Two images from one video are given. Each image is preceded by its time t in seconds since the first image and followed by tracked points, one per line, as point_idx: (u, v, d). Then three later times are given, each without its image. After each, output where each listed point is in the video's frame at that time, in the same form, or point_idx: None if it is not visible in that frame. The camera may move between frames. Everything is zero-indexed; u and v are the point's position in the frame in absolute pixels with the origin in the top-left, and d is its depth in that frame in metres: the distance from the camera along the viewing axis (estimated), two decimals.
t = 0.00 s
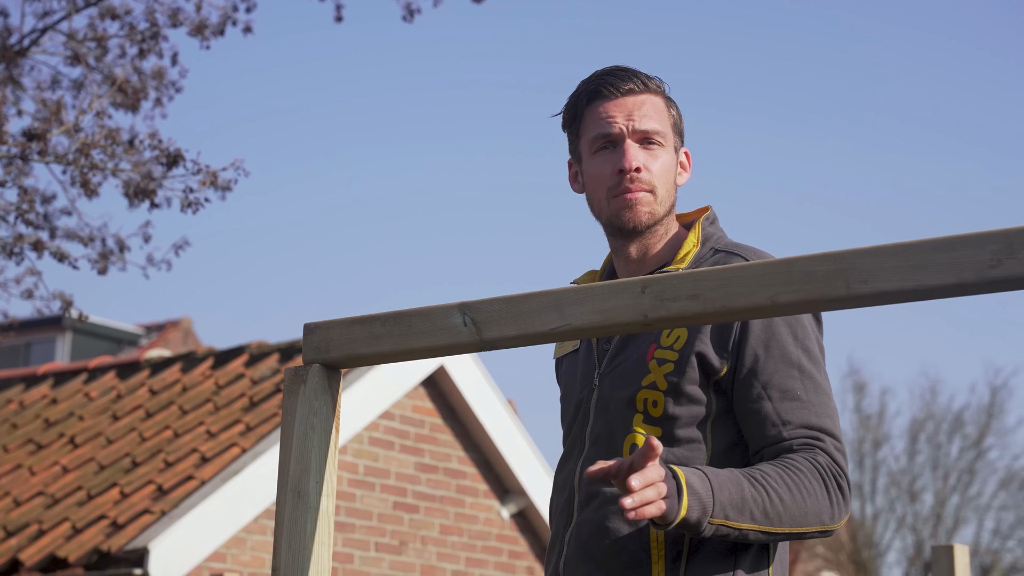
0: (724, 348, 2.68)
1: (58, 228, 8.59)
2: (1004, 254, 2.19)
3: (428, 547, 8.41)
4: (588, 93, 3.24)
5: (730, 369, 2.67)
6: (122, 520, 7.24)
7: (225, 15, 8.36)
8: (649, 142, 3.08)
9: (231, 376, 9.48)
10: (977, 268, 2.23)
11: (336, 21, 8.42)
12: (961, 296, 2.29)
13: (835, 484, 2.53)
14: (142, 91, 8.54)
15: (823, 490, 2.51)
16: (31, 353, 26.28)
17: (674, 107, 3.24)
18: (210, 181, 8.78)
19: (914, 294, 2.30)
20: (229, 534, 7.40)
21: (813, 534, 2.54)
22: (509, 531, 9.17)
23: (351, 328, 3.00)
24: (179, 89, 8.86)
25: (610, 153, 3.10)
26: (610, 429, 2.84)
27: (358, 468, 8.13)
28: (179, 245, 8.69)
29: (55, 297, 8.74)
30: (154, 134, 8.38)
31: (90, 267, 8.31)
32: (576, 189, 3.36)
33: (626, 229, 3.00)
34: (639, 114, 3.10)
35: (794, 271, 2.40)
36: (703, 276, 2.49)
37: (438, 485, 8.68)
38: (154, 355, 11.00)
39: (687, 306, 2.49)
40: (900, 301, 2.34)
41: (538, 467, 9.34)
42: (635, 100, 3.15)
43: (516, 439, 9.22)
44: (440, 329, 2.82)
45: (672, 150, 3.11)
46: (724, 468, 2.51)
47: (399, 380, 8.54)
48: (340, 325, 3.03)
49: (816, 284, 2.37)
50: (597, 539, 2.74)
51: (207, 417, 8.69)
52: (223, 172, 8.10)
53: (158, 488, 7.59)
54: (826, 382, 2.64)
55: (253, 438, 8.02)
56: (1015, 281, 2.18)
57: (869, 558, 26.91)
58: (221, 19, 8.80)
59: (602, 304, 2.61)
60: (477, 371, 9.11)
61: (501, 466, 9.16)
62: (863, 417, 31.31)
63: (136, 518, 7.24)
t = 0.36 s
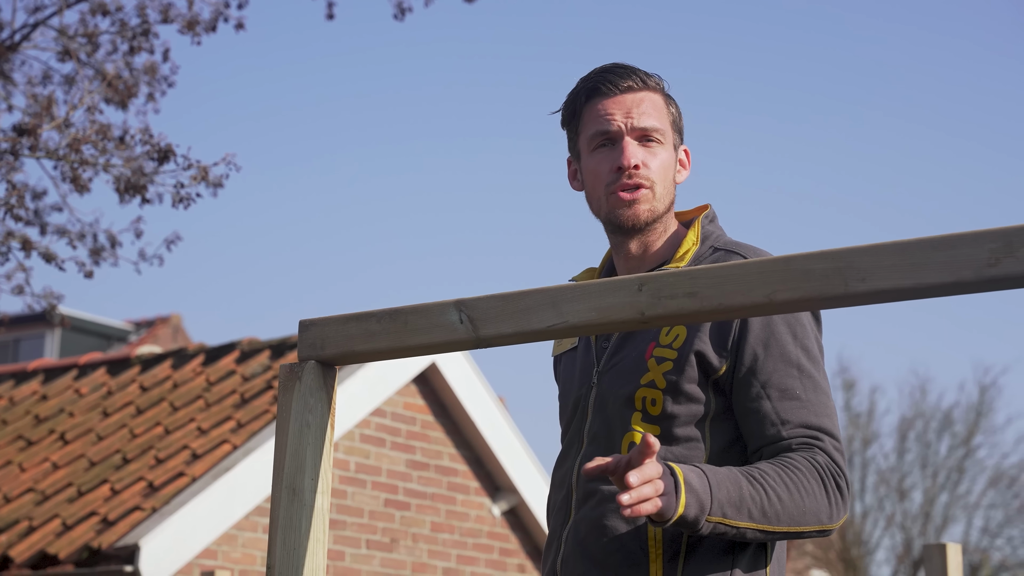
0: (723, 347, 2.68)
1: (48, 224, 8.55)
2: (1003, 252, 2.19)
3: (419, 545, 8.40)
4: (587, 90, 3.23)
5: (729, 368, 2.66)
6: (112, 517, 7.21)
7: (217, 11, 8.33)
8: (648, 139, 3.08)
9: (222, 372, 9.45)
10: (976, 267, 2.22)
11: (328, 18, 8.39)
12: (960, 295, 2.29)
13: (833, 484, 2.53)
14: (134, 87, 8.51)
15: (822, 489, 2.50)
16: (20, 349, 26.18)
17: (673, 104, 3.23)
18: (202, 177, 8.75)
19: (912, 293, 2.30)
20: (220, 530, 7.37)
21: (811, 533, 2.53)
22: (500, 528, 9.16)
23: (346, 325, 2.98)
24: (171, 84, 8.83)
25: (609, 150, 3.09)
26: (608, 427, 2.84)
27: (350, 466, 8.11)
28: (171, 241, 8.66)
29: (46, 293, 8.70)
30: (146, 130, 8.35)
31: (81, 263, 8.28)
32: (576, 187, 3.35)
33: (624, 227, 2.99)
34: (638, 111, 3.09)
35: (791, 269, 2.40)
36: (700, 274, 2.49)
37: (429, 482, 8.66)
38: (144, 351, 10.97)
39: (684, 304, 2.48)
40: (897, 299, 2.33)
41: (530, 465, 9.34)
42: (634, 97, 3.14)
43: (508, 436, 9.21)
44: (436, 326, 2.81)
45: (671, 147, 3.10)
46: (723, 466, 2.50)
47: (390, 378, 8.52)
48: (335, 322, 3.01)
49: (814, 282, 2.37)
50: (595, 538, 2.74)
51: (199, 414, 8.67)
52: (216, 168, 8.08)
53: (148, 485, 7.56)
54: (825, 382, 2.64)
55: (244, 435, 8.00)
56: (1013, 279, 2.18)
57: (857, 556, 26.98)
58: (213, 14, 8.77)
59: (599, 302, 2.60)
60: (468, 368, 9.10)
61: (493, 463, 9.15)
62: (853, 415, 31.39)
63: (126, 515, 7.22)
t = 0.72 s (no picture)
0: (730, 345, 2.67)
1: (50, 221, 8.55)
2: (1012, 250, 2.18)
3: (421, 543, 8.39)
4: (586, 90, 3.22)
5: (736, 366, 2.65)
6: (114, 515, 7.21)
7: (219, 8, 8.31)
8: (649, 134, 3.07)
9: (223, 370, 9.45)
10: (985, 264, 2.21)
11: (329, 15, 8.37)
12: (968, 293, 2.28)
13: (840, 484, 2.52)
14: (135, 84, 8.50)
15: (828, 490, 2.49)
16: (19, 347, 26.19)
17: (673, 102, 3.22)
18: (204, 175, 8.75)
19: (920, 290, 2.29)
20: (221, 528, 7.37)
21: (817, 533, 2.52)
22: (501, 526, 9.16)
23: (352, 323, 2.98)
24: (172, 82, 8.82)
25: (611, 147, 3.09)
26: (614, 425, 2.83)
27: (352, 464, 8.10)
28: (173, 239, 8.65)
29: (47, 291, 8.70)
30: (148, 128, 8.34)
31: (83, 261, 8.28)
32: (580, 189, 3.34)
33: (629, 222, 2.98)
34: (638, 106, 3.09)
35: (798, 266, 2.39)
36: (707, 272, 2.48)
37: (430, 480, 8.66)
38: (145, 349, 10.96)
39: (691, 302, 2.47)
40: (905, 297, 2.32)
41: (531, 463, 9.34)
42: (634, 93, 3.13)
43: (508, 434, 9.21)
44: (442, 324, 2.80)
45: (673, 142, 3.09)
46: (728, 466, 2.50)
47: (390, 378, 8.51)
48: (340, 320, 3.01)
49: (821, 280, 2.36)
50: (601, 536, 2.73)
51: (200, 412, 8.66)
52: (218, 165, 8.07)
53: (150, 483, 7.56)
54: (833, 381, 2.63)
55: (246, 433, 8.00)
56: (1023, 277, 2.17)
57: (858, 554, 26.96)
58: (215, 12, 8.76)
59: (606, 300, 2.59)
60: (469, 367, 9.10)
61: (494, 461, 9.14)
62: (853, 414, 31.38)
63: (128, 513, 7.22)
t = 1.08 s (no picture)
0: (724, 337, 2.67)
1: (45, 218, 8.53)
2: (1011, 245, 2.17)
3: (417, 540, 8.39)
4: (580, 84, 3.23)
5: (730, 358, 2.65)
6: (110, 512, 7.21)
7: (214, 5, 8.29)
8: (644, 125, 3.07)
9: (219, 367, 9.44)
10: (984, 260, 2.21)
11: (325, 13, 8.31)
12: (967, 288, 2.28)
13: (833, 473, 2.52)
14: (130, 81, 8.48)
15: (821, 477, 2.49)
16: (14, 344, 26.13)
17: (668, 98, 3.22)
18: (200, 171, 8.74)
19: (919, 286, 2.29)
20: (217, 526, 7.36)
21: (809, 521, 2.52)
22: (498, 523, 9.15)
23: (350, 319, 2.97)
24: (167, 79, 8.80)
25: (606, 139, 3.09)
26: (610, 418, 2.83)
27: (348, 461, 8.10)
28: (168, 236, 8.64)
29: (43, 288, 8.69)
30: (143, 124, 8.32)
31: (78, 258, 8.27)
32: (576, 186, 3.34)
33: (624, 214, 2.97)
34: (632, 97, 3.09)
35: (797, 262, 2.39)
36: (706, 267, 2.48)
37: (426, 477, 8.67)
38: (140, 346, 10.94)
39: (690, 297, 2.47)
40: (905, 293, 2.32)
41: (527, 459, 9.33)
42: (628, 85, 3.14)
43: (505, 431, 9.21)
44: (440, 319, 2.80)
45: (667, 134, 3.09)
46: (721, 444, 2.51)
47: (387, 373, 8.51)
48: (339, 316, 3.00)
49: (820, 275, 2.36)
50: (598, 531, 2.73)
51: (196, 408, 8.65)
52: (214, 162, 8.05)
53: (146, 480, 7.55)
54: (827, 373, 2.63)
55: (242, 430, 7.99)
56: (1021, 273, 2.17)
57: (852, 551, 27.01)
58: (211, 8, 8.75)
59: (604, 295, 2.59)
60: (466, 363, 9.10)
61: (491, 457, 9.14)
62: (848, 410, 31.43)
63: (124, 510, 7.21)
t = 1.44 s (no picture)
0: (723, 333, 2.66)
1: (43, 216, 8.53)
2: (1016, 245, 2.17)
3: (415, 539, 8.39)
4: (570, 93, 3.22)
5: (728, 355, 2.65)
6: (108, 510, 7.20)
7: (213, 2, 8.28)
8: (637, 132, 3.07)
9: (217, 366, 9.42)
10: (989, 259, 2.21)
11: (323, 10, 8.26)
12: (971, 288, 2.27)
13: (829, 469, 2.52)
14: (129, 78, 8.47)
15: (817, 473, 2.49)
16: (9, 343, 26.10)
17: (658, 98, 3.22)
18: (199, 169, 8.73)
19: (923, 285, 2.28)
20: (215, 525, 7.35)
21: (806, 517, 2.52)
22: (495, 522, 9.15)
23: (353, 318, 2.97)
24: (166, 76, 8.79)
25: (600, 148, 3.08)
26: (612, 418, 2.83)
27: (346, 460, 8.09)
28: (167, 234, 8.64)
29: (41, 286, 8.68)
30: (142, 122, 8.31)
31: (76, 257, 8.26)
32: (571, 191, 3.33)
33: (623, 221, 2.97)
34: (624, 105, 3.09)
35: (801, 261, 2.38)
36: (709, 267, 2.48)
37: (424, 476, 8.66)
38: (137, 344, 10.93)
39: (694, 296, 2.47)
40: (909, 292, 2.32)
41: (525, 458, 9.33)
42: (619, 92, 3.13)
43: (503, 430, 9.20)
44: (443, 319, 2.80)
45: (661, 138, 3.09)
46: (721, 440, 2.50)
47: (385, 373, 8.51)
48: (342, 315, 2.99)
49: (824, 275, 2.36)
50: (600, 531, 2.73)
51: (194, 407, 8.64)
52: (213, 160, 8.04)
53: (144, 479, 7.54)
54: (824, 370, 2.63)
55: (240, 429, 7.98)
56: None
57: (848, 550, 27.02)
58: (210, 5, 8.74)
59: (608, 295, 2.59)
60: (463, 362, 9.09)
61: (488, 456, 9.13)
62: (844, 410, 31.44)
63: (122, 509, 7.21)
